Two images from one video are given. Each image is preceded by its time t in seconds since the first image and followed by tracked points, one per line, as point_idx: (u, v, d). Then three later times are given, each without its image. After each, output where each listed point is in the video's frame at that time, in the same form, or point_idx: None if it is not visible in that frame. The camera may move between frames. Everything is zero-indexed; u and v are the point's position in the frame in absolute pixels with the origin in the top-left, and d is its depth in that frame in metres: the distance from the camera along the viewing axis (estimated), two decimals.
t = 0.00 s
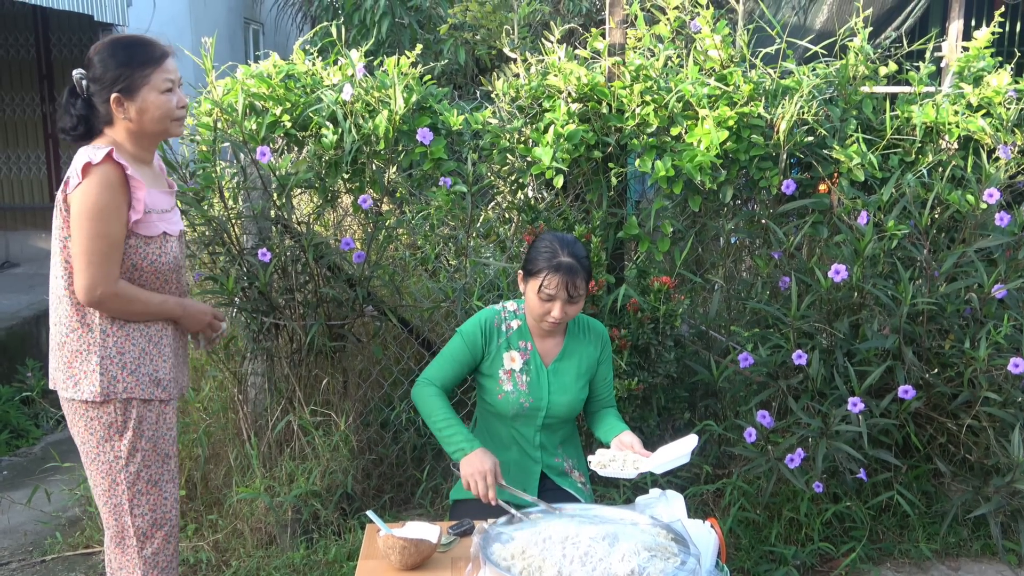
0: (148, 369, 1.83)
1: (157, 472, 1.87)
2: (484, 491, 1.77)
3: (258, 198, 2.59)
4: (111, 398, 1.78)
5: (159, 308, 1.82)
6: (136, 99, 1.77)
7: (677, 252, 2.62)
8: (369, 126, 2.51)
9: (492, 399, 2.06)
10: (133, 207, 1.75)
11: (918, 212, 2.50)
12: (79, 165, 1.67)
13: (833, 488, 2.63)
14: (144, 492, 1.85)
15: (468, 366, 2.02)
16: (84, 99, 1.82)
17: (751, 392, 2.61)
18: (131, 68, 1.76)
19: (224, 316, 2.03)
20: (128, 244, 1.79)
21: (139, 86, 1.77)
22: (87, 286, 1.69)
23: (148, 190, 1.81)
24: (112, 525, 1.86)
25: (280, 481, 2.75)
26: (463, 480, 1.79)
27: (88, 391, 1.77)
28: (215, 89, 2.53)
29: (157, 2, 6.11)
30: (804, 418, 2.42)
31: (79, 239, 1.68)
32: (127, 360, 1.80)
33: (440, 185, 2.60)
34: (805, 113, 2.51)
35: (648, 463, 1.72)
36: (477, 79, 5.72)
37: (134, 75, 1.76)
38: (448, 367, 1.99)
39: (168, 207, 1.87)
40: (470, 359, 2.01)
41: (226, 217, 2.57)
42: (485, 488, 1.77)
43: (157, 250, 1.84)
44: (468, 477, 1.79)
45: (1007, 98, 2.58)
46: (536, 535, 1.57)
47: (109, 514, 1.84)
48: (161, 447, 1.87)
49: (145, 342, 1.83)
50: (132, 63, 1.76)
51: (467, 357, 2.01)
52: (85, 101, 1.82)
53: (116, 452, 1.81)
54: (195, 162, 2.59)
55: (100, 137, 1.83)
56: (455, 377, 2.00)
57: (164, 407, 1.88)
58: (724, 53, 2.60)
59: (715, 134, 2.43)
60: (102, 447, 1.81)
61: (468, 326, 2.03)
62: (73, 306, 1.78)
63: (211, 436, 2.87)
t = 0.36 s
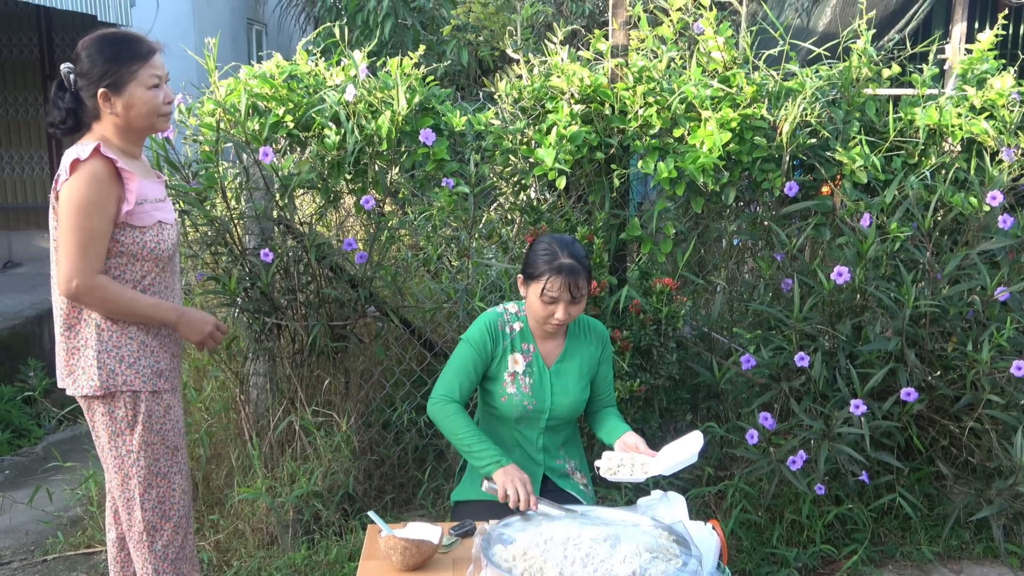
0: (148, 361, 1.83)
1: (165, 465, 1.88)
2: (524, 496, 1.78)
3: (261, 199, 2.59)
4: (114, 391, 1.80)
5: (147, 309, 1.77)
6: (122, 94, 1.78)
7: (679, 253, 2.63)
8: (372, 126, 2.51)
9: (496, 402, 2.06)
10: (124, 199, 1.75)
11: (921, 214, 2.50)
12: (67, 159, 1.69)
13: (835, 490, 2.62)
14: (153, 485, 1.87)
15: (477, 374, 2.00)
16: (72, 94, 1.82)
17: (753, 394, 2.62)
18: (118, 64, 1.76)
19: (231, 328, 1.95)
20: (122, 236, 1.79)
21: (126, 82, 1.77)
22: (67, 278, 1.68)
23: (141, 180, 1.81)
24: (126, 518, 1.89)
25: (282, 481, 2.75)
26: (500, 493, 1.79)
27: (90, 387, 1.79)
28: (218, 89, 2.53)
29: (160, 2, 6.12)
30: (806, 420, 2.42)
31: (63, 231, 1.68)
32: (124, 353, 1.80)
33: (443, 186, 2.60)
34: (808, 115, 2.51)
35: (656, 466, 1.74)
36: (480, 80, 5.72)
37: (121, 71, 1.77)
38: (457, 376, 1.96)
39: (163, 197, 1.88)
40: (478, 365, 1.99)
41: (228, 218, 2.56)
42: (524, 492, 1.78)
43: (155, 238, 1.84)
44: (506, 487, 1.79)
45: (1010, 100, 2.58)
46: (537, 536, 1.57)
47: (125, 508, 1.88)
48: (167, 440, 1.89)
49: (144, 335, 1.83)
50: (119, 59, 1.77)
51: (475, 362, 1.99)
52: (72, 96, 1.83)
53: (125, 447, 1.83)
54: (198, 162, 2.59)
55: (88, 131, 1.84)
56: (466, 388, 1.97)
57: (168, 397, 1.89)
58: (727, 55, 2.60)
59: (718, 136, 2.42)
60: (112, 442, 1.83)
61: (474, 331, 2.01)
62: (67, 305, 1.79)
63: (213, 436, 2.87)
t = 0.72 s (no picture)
0: (151, 358, 1.85)
1: (159, 467, 1.89)
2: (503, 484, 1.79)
3: (262, 200, 2.59)
4: (117, 390, 1.81)
5: (134, 316, 1.75)
6: (119, 94, 1.78)
7: (681, 254, 2.62)
8: (373, 128, 2.51)
9: (495, 403, 2.06)
10: (118, 196, 1.76)
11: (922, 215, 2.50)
12: (61, 159, 1.71)
13: (837, 491, 2.62)
14: (146, 487, 1.87)
15: (472, 373, 2.01)
16: (68, 93, 1.82)
17: (755, 394, 2.61)
18: (115, 64, 1.77)
19: (222, 348, 1.91)
20: (117, 233, 1.78)
21: (123, 82, 1.77)
22: (56, 275, 1.68)
23: (136, 178, 1.81)
24: (119, 521, 1.89)
25: (283, 483, 2.75)
26: (478, 481, 1.80)
27: (94, 386, 1.79)
28: (219, 91, 2.53)
29: (161, 4, 6.13)
30: (808, 421, 2.41)
31: (56, 228, 1.69)
32: (129, 351, 1.81)
33: (444, 187, 2.60)
34: (809, 115, 2.51)
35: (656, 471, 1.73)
36: (481, 81, 5.72)
37: (119, 71, 1.77)
38: (453, 375, 1.98)
39: (159, 196, 1.89)
40: (474, 364, 2.00)
41: (229, 219, 2.56)
42: (504, 480, 1.79)
43: (152, 234, 1.84)
44: (484, 475, 1.80)
45: (1011, 101, 2.58)
46: (538, 537, 1.57)
47: (116, 510, 1.88)
48: (163, 441, 1.89)
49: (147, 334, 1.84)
50: (116, 60, 1.77)
51: (471, 363, 1.99)
52: (68, 94, 1.82)
53: (122, 448, 1.84)
54: (199, 164, 2.59)
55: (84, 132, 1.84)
56: (460, 385, 1.99)
57: (165, 397, 1.90)
58: (728, 56, 2.61)
59: (719, 137, 2.42)
60: (109, 444, 1.84)
61: (470, 332, 2.01)
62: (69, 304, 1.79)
63: (214, 438, 2.87)
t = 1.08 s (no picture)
0: (152, 356, 1.85)
1: (160, 466, 1.89)
2: (535, 447, 1.83)
3: (264, 201, 2.59)
4: (118, 389, 1.81)
5: (128, 319, 1.76)
6: (119, 96, 1.78)
7: (683, 255, 2.62)
8: (374, 128, 2.51)
9: (491, 401, 2.07)
10: (119, 197, 1.76)
11: (924, 216, 2.50)
12: (62, 159, 1.71)
13: (838, 492, 2.62)
14: (148, 486, 1.87)
15: (473, 371, 2.02)
16: (68, 93, 1.83)
17: (757, 395, 2.61)
18: (116, 66, 1.77)
19: (213, 355, 1.92)
20: (118, 232, 1.78)
21: (123, 84, 1.78)
22: (54, 275, 1.69)
23: (137, 178, 1.82)
24: (120, 520, 1.89)
25: (285, 483, 2.76)
26: (511, 448, 1.84)
27: (95, 385, 1.79)
28: (221, 92, 2.53)
29: (164, 4, 6.13)
30: (809, 422, 2.41)
31: (55, 227, 1.69)
32: (130, 349, 1.81)
33: (445, 188, 2.60)
34: (812, 116, 2.51)
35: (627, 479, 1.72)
36: (483, 82, 5.72)
37: (119, 73, 1.77)
38: (456, 371, 1.99)
39: (159, 195, 1.89)
40: (473, 362, 2.00)
41: (232, 220, 2.57)
42: (535, 443, 1.83)
43: (153, 234, 1.84)
44: (515, 443, 1.84)
45: (1014, 102, 2.58)
46: (540, 538, 1.57)
47: (117, 509, 1.88)
48: (164, 440, 1.90)
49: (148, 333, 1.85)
50: (116, 62, 1.77)
51: (469, 360, 2.00)
52: (68, 95, 1.83)
53: (123, 447, 1.84)
54: (201, 164, 2.59)
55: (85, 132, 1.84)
56: (463, 382, 2.00)
57: (166, 396, 1.91)
58: (730, 56, 2.61)
59: (721, 137, 2.42)
60: (109, 443, 1.84)
61: (468, 330, 2.02)
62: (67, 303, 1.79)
63: (216, 438, 2.87)
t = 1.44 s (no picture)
0: (156, 356, 1.85)
1: (163, 467, 1.89)
2: (532, 440, 1.83)
3: (267, 201, 2.59)
4: (122, 389, 1.81)
5: (134, 319, 1.76)
6: (121, 98, 1.79)
7: (685, 256, 2.64)
8: (378, 129, 2.52)
9: (494, 402, 2.07)
10: (124, 198, 1.76)
11: (927, 217, 2.49)
12: (66, 160, 1.71)
13: (841, 493, 2.62)
14: (151, 486, 1.88)
15: (476, 372, 2.02)
16: (72, 95, 1.84)
17: (759, 397, 2.61)
18: (118, 68, 1.77)
19: (217, 354, 1.93)
20: (122, 234, 1.79)
21: (124, 86, 1.78)
22: (60, 276, 1.69)
23: (139, 179, 1.82)
24: (124, 520, 1.89)
25: (288, 484, 2.76)
26: (506, 443, 1.84)
27: (99, 385, 1.79)
28: (224, 93, 2.54)
29: (166, 5, 6.14)
30: (812, 423, 2.42)
31: (61, 228, 1.69)
32: (133, 350, 1.82)
33: (448, 189, 2.61)
34: (815, 117, 2.51)
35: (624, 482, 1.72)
36: (485, 83, 5.72)
37: (120, 75, 1.77)
38: (458, 372, 1.99)
39: (162, 196, 1.90)
40: (475, 363, 2.01)
41: (234, 221, 2.57)
42: (531, 436, 1.83)
43: (156, 236, 1.85)
44: (512, 437, 1.84)
45: (1016, 103, 2.58)
46: (543, 539, 1.57)
47: (121, 509, 1.88)
48: (167, 440, 1.90)
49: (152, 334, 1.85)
50: (118, 64, 1.77)
51: (472, 361, 2.00)
52: (72, 97, 1.84)
53: (127, 447, 1.84)
54: (204, 165, 2.58)
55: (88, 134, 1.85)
56: (466, 383, 2.00)
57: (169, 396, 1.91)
58: (733, 57, 2.60)
59: (723, 138, 2.42)
60: (113, 443, 1.84)
61: (471, 331, 2.02)
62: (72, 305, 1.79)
63: (219, 438, 2.88)
